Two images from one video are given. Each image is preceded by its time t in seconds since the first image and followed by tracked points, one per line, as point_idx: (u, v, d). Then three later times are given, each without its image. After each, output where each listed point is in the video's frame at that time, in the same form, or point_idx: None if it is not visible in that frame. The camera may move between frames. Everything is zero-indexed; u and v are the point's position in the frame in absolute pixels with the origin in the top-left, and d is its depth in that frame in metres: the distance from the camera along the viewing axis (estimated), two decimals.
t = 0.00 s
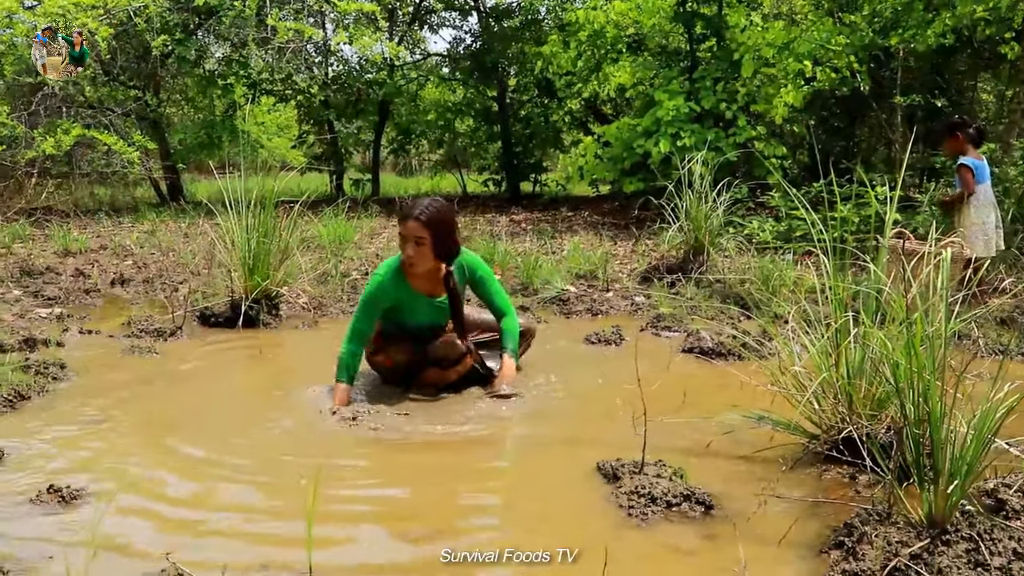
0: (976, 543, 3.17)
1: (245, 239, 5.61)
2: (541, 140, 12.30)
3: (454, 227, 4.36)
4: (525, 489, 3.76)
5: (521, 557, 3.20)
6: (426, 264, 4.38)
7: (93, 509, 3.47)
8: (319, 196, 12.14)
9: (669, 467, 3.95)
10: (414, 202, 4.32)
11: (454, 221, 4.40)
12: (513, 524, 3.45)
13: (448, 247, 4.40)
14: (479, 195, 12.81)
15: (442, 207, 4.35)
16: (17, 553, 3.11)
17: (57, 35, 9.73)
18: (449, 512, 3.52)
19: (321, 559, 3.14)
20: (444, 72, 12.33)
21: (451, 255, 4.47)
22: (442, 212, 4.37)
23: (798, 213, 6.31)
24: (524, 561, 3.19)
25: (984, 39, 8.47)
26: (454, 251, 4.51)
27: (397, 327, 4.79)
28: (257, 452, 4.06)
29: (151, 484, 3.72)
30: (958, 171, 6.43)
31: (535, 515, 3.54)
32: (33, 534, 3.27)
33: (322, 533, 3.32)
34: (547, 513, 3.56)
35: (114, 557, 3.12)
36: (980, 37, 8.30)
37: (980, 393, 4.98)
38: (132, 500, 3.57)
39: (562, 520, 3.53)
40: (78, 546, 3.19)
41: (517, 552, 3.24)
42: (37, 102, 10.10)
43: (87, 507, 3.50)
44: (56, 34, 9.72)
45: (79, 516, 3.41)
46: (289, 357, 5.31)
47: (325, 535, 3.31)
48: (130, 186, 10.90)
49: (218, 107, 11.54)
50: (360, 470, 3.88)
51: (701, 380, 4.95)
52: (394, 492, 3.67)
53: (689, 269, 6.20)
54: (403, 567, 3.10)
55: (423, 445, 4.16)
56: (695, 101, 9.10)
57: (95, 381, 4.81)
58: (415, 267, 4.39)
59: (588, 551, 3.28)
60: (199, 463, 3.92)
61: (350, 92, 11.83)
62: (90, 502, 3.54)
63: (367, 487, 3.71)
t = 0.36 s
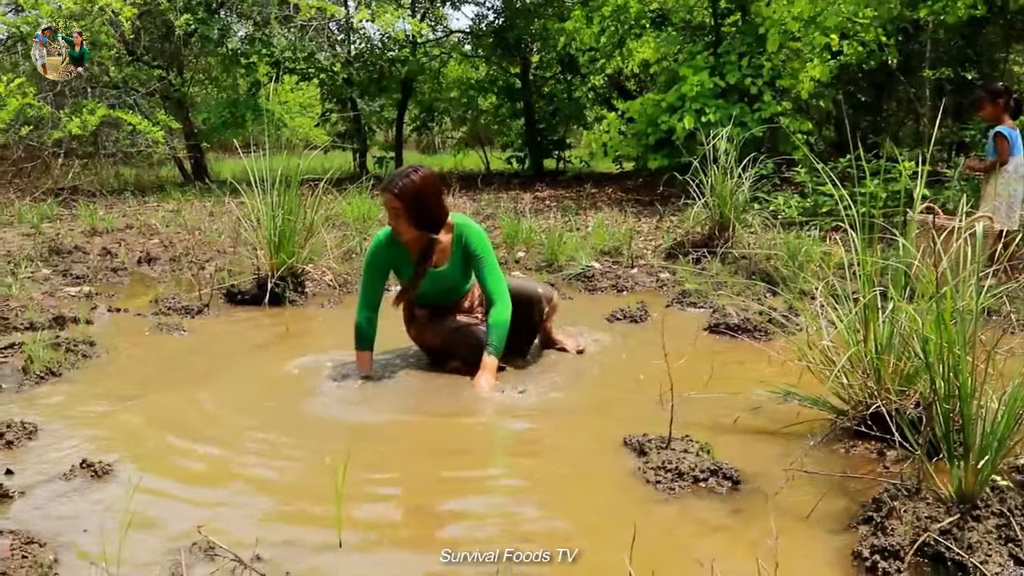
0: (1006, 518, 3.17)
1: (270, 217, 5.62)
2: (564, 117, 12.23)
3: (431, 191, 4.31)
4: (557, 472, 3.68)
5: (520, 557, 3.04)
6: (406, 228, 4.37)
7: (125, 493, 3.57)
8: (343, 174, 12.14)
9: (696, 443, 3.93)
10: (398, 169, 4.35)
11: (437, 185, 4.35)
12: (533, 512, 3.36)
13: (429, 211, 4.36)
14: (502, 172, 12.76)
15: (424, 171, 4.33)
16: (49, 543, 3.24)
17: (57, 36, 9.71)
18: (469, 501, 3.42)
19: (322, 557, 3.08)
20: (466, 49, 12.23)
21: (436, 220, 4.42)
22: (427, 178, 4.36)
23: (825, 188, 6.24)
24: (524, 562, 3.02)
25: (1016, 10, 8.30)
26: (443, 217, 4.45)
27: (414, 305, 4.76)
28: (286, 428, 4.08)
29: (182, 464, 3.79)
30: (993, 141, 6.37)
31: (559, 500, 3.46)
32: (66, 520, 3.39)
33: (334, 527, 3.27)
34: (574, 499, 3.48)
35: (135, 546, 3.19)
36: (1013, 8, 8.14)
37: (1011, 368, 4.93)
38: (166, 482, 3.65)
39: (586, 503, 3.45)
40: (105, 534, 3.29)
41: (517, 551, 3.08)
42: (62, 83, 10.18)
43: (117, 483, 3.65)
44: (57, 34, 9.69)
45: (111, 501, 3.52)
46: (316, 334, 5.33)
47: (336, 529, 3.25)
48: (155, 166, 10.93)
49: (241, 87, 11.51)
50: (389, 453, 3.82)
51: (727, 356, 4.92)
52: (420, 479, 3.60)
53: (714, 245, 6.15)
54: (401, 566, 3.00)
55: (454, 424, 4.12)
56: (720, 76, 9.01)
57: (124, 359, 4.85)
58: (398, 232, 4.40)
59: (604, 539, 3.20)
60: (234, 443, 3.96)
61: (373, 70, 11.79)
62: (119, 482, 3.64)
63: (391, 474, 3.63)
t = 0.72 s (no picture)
0: None
1: (300, 192, 5.65)
2: (593, 95, 12.14)
3: (454, 167, 4.29)
4: (586, 453, 3.67)
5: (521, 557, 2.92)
6: (431, 202, 4.38)
7: (156, 462, 3.63)
8: (370, 152, 12.13)
9: (724, 420, 3.92)
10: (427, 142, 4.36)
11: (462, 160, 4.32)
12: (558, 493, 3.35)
13: (452, 187, 4.34)
14: (530, 150, 12.69)
15: (450, 146, 4.31)
16: (82, 512, 3.31)
17: (57, 35, 9.76)
18: (492, 483, 3.41)
19: (343, 537, 3.09)
20: (494, 26, 12.16)
21: (460, 196, 4.40)
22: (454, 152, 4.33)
23: (856, 167, 6.16)
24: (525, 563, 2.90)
25: None
26: (469, 192, 4.42)
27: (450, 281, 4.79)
28: (315, 403, 4.12)
29: (213, 435, 3.83)
30: None
31: (585, 480, 3.45)
32: (98, 490, 3.46)
33: (359, 506, 3.28)
34: (601, 479, 3.47)
35: (161, 521, 3.23)
36: None
37: None
38: (198, 452, 3.70)
39: (612, 483, 3.44)
40: (137, 504, 3.36)
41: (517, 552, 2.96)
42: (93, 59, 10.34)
43: (147, 454, 3.70)
44: (56, 34, 9.75)
45: (144, 470, 3.58)
46: (344, 309, 5.36)
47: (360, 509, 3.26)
48: (184, 142, 10.98)
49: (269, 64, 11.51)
50: (419, 432, 3.82)
51: (756, 335, 4.90)
52: (448, 459, 3.60)
53: (743, 224, 6.11)
54: (420, 548, 3.00)
55: (483, 402, 4.12)
56: (750, 54, 8.92)
57: (154, 331, 4.91)
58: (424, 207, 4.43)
59: (627, 519, 3.19)
60: (267, 416, 3.99)
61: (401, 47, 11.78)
62: (150, 453, 3.70)
63: (419, 454, 3.63)
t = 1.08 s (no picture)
0: None
1: (324, 171, 5.65)
2: (618, 75, 12.05)
3: (454, 146, 4.25)
4: (611, 433, 3.66)
5: (521, 556, 2.83)
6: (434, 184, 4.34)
7: (184, 438, 3.67)
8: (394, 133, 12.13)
9: (748, 401, 3.90)
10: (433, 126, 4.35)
11: (464, 142, 4.28)
12: (582, 473, 3.35)
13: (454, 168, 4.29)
14: (554, 131, 12.62)
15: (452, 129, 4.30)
16: (111, 486, 3.36)
17: (57, 35, 9.95)
18: (515, 466, 3.38)
19: (368, 515, 3.10)
20: (518, 6, 12.08)
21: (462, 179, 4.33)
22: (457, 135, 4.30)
23: (884, 148, 6.08)
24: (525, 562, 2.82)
25: None
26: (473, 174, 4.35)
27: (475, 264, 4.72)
28: (344, 381, 4.14)
29: (241, 412, 3.86)
30: None
31: (611, 461, 3.44)
32: (126, 465, 3.50)
33: (384, 485, 3.29)
34: (624, 460, 3.46)
35: (186, 498, 3.26)
36: None
37: None
38: (225, 428, 3.74)
39: (636, 463, 3.43)
40: (165, 478, 3.40)
41: (517, 551, 2.87)
42: (120, 40, 10.46)
43: (174, 430, 3.73)
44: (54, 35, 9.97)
45: (172, 445, 3.62)
46: (368, 289, 5.37)
47: (386, 487, 3.27)
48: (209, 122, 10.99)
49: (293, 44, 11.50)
50: (446, 411, 3.83)
51: (782, 316, 4.86)
52: (473, 438, 3.60)
53: (768, 205, 6.05)
54: (445, 528, 3.01)
55: (507, 381, 4.12)
56: (777, 33, 8.82)
57: (180, 309, 4.94)
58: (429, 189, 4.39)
59: (651, 500, 3.19)
60: (293, 395, 4.01)
61: (425, 26, 11.72)
62: (177, 429, 3.74)
63: (444, 437, 3.61)
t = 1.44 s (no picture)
0: None
1: (347, 158, 5.66)
2: (639, 63, 11.96)
3: (452, 149, 4.11)
4: (633, 421, 3.65)
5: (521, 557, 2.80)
6: (433, 185, 4.24)
7: (207, 421, 3.70)
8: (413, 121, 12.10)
9: (771, 391, 3.89)
10: (429, 122, 4.19)
11: (462, 142, 4.13)
12: (605, 461, 3.35)
13: (453, 170, 4.17)
14: (574, 119, 12.54)
15: (448, 127, 4.14)
16: (136, 470, 3.38)
17: (57, 35, 9.67)
18: (535, 456, 3.37)
19: (391, 500, 3.12)
20: None
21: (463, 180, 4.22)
22: (454, 134, 4.15)
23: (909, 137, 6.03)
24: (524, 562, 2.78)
25: None
26: (472, 174, 4.23)
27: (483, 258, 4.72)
28: (366, 367, 4.16)
29: (264, 397, 3.88)
30: None
31: (633, 449, 3.44)
32: (150, 448, 3.52)
33: (405, 472, 3.29)
34: (647, 448, 3.45)
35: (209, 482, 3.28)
36: None
37: None
38: (248, 413, 3.76)
39: (659, 452, 3.43)
40: (189, 461, 3.42)
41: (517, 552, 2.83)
42: (143, 25, 10.42)
43: (197, 414, 3.75)
44: (56, 34, 9.61)
45: (195, 428, 3.64)
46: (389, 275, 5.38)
47: (410, 472, 3.28)
48: (230, 109, 10.97)
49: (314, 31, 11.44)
50: (468, 398, 3.84)
51: (804, 306, 4.84)
52: (496, 425, 3.61)
53: (791, 194, 6.02)
54: (468, 514, 3.02)
55: (528, 369, 4.12)
56: (801, 21, 8.74)
57: (202, 294, 4.96)
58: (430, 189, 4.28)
59: (673, 488, 3.18)
60: (316, 380, 4.02)
61: (447, 13, 11.58)
62: (200, 413, 3.76)
63: (466, 425, 3.60)
